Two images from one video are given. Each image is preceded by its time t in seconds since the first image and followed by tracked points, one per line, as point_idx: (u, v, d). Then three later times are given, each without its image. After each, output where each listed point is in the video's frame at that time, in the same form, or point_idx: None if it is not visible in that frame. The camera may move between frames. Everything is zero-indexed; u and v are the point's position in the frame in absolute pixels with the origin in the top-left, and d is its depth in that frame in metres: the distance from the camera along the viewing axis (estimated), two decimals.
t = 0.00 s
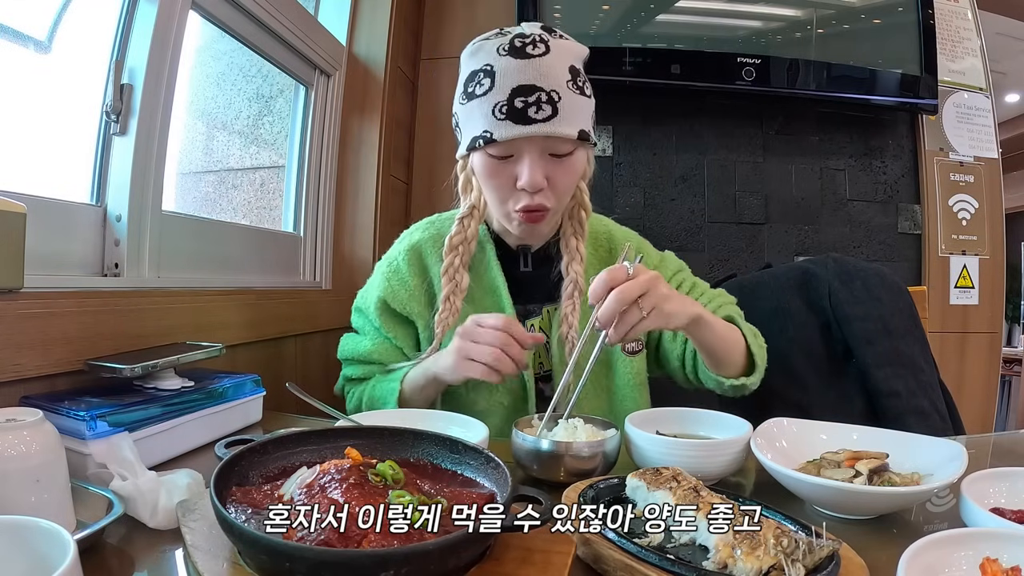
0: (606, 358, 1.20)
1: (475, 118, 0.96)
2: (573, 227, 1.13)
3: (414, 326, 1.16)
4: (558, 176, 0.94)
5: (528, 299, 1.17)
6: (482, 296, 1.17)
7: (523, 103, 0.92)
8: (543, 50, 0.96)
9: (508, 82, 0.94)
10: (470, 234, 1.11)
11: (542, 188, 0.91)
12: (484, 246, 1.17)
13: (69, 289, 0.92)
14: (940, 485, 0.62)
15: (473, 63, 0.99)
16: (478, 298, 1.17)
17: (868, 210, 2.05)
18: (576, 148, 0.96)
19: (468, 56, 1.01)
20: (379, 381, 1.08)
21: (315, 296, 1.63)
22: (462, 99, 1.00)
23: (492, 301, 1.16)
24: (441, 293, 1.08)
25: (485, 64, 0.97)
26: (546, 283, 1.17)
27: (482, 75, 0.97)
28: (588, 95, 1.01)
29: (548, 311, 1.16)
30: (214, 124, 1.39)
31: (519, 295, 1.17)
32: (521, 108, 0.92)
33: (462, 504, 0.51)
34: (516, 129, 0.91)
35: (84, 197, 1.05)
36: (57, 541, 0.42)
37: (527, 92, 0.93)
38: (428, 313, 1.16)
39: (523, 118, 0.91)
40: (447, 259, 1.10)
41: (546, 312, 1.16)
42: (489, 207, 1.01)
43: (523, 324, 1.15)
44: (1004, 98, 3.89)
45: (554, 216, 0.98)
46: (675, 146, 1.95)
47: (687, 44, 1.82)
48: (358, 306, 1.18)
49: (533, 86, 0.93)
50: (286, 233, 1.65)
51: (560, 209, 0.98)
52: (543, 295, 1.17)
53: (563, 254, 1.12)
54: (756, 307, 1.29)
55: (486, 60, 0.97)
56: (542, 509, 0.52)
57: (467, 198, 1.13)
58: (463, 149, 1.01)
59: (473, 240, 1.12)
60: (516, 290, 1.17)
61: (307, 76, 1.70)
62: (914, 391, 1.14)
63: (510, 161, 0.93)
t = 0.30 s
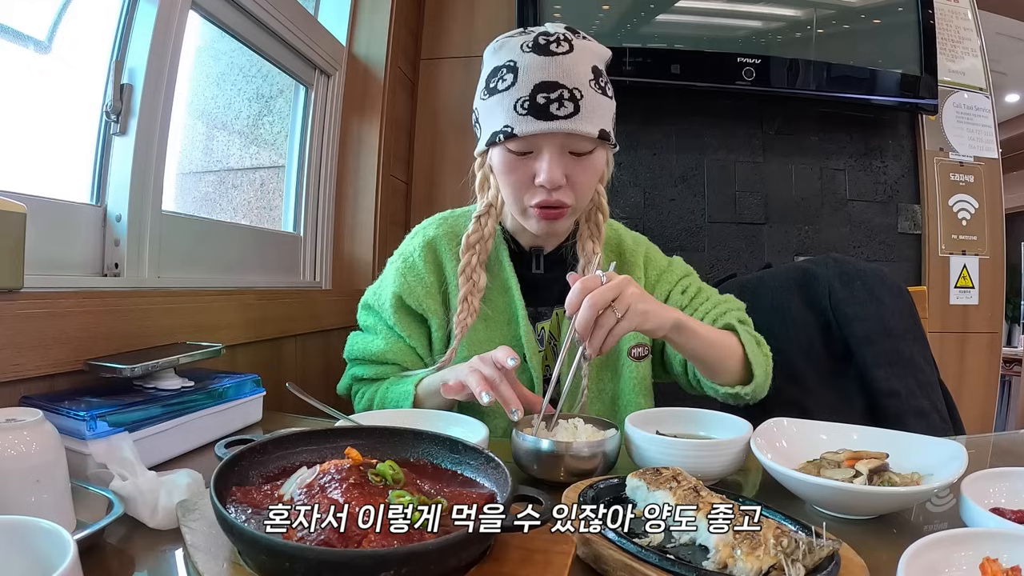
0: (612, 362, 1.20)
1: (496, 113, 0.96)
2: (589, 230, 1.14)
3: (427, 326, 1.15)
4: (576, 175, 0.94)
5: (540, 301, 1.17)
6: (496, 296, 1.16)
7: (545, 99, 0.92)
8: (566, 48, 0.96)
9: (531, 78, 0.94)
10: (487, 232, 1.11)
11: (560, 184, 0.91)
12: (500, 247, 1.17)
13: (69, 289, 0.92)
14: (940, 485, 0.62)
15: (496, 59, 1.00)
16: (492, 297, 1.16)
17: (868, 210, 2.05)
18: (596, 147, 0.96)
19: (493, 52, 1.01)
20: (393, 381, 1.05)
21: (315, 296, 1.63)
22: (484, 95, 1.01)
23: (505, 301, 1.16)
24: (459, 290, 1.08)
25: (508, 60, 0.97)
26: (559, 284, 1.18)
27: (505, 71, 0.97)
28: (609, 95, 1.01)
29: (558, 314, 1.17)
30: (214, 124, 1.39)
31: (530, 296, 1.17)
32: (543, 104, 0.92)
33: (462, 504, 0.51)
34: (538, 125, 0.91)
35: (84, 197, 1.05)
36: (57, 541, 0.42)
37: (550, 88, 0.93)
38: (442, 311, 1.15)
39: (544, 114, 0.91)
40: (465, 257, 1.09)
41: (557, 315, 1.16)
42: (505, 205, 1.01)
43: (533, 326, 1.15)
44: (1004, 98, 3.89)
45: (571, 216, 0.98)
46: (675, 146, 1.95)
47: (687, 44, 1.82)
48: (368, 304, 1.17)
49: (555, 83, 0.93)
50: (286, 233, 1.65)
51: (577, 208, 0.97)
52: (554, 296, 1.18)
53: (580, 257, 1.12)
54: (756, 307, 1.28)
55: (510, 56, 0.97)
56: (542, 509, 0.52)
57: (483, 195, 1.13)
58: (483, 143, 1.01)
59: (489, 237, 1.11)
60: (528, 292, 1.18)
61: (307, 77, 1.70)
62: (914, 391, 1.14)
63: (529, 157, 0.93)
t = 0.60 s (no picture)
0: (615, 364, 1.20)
1: (505, 110, 0.97)
2: (598, 233, 1.14)
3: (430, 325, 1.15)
4: (583, 175, 0.94)
5: (544, 301, 1.17)
6: (500, 295, 1.16)
7: (554, 97, 0.92)
8: (577, 47, 0.96)
9: (541, 76, 0.94)
10: (493, 231, 1.11)
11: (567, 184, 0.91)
12: (506, 247, 1.16)
13: (68, 288, 0.92)
14: (940, 485, 0.62)
15: (507, 57, 1.00)
16: (496, 297, 1.16)
17: (868, 210, 2.05)
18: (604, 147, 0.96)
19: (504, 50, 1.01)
20: (394, 380, 1.05)
21: (315, 296, 1.63)
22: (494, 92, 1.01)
23: (508, 300, 1.16)
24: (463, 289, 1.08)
25: (519, 57, 0.97)
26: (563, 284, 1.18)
27: (515, 68, 0.97)
28: (619, 97, 1.01)
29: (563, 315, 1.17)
30: (214, 124, 1.39)
31: (535, 297, 1.18)
32: (552, 102, 0.92)
33: (462, 504, 0.51)
34: (546, 123, 0.91)
35: (84, 197, 1.05)
36: (57, 542, 0.42)
37: (559, 87, 0.93)
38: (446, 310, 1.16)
39: (553, 112, 0.91)
40: (469, 256, 1.10)
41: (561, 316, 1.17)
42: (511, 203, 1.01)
43: (537, 327, 1.15)
44: (1004, 98, 3.89)
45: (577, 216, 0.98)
46: (675, 147, 1.95)
47: (688, 44, 1.82)
48: (371, 303, 1.17)
49: (565, 81, 0.93)
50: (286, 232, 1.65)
51: (583, 209, 0.97)
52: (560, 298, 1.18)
53: (588, 260, 1.13)
54: (756, 307, 1.28)
55: (521, 54, 0.97)
56: (542, 509, 0.52)
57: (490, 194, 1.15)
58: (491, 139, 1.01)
59: (495, 237, 1.11)
60: (532, 291, 1.18)
61: (307, 77, 1.70)
62: (914, 391, 1.14)
63: (537, 156, 0.93)
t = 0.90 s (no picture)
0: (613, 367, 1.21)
1: (502, 114, 0.96)
2: (595, 233, 1.15)
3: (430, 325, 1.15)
4: (580, 177, 0.94)
5: (542, 301, 1.17)
6: (499, 295, 1.16)
7: (552, 102, 0.92)
8: (575, 51, 0.96)
9: (538, 80, 0.94)
10: (492, 232, 1.11)
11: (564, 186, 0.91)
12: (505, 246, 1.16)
13: (68, 288, 0.92)
14: (940, 485, 0.62)
15: (504, 60, 1.00)
16: (495, 296, 1.16)
17: (868, 210, 2.05)
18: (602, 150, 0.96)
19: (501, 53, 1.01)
20: (393, 381, 1.05)
21: (315, 296, 1.63)
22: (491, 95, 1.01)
23: (507, 300, 1.16)
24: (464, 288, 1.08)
25: (516, 61, 0.97)
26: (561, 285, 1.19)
27: (513, 72, 0.97)
28: (617, 99, 1.01)
29: (560, 317, 1.18)
30: (214, 124, 1.39)
31: (534, 297, 1.18)
32: (550, 106, 0.92)
33: (462, 504, 0.51)
34: (545, 127, 0.91)
35: (84, 197, 1.05)
36: (57, 541, 0.42)
37: (557, 91, 0.93)
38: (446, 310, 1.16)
39: (551, 117, 0.91)
40: (469, 256, 1.09)
41: (558, 317, 1.17)
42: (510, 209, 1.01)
43: (536, 327, 1.15)
44: (1004, 98, 3.90)
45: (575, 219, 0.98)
46: (675, 146, 1.95)
47: (688, 44, 1.82)
48: (370, 304, 1.16)
49: (563, 85, 0.93)
50: (286, 233, 1.65)
51: (581, 211, 0.97)
52: (558, 298, 1.19)
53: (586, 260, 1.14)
54: (756, 307, 1.28)
55: (518, 58, 0.97)
56: (542, 509, 0.52)
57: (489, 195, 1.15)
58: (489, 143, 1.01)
59: (493, 237, 1.12)
60: (530, 291, 1.17)
61: (307, 77, 1.70)
62: (914, 391, 1.14)
63: (534, 159, 0.93)
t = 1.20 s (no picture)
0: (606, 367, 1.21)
1: (492, 115, 0.96)
2: (586, 233, 1.16)
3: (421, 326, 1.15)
4: (572, 177, 0.94)
5: (535, 301, 1.17)
6: (491, 296, 1.16)
7: (543, 102, 0.92)
8: (564, 51, 0.96)
9: (528, 80, 0.94)
10: (482, 233, 1.12)
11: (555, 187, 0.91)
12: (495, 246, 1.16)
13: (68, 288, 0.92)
14: (940, 485, 0.62)
15: (494, 61, 1.00)
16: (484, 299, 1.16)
17: (868, 210, 2.05)
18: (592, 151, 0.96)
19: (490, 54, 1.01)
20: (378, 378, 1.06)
21: (315, 296, 1.63)
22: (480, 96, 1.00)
23: (500, 300, 1.16)
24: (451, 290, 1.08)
25: (506, 62, 0.97)
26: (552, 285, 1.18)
27: (502, 72, 0.97)
28: (605, 99, 1.01)
29: (554, 315, 1.17)
30: (214, 124, 1.39)
31: (527, 296, 1.17)
32: (540, 106, 0.92)
33: (462, 504, 0.51)
34: (536, 127, 0.91)
35: (84, 197, 1.05)
36: (57, 541, 0.42)
37: (547, 91, 0.93)
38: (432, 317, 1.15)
39: (542, 117, 0.91)
40: (459, 258, 1.09)
41: (552, 316, 1.17)
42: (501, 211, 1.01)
43: (529, 326, 1.14)
44: (1004, 98, 3.89)
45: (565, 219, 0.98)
46: (675, 146, 1.95)
47: (688, 44, 1.82)
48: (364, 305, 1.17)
49: (553, 86, 0.93)
50: (286, 233, 1.65)
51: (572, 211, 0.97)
52: (550, 297, 1.18)
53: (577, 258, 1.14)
54: (756, 307, 1.28)
55: (508, 59, 0.97)
56: (542, 509, 0.52)
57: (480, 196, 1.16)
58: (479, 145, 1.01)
59: (484, 238, 1.12)
60: (524, 291, 1.17)
61: (307, 76, 1.70)
62: (914, 391, 1.14)
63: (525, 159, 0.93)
